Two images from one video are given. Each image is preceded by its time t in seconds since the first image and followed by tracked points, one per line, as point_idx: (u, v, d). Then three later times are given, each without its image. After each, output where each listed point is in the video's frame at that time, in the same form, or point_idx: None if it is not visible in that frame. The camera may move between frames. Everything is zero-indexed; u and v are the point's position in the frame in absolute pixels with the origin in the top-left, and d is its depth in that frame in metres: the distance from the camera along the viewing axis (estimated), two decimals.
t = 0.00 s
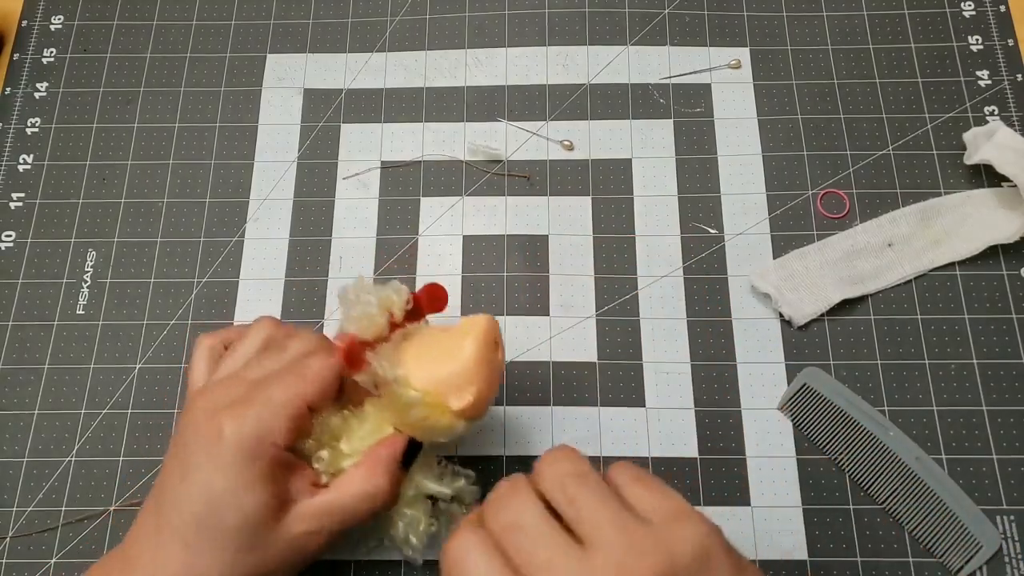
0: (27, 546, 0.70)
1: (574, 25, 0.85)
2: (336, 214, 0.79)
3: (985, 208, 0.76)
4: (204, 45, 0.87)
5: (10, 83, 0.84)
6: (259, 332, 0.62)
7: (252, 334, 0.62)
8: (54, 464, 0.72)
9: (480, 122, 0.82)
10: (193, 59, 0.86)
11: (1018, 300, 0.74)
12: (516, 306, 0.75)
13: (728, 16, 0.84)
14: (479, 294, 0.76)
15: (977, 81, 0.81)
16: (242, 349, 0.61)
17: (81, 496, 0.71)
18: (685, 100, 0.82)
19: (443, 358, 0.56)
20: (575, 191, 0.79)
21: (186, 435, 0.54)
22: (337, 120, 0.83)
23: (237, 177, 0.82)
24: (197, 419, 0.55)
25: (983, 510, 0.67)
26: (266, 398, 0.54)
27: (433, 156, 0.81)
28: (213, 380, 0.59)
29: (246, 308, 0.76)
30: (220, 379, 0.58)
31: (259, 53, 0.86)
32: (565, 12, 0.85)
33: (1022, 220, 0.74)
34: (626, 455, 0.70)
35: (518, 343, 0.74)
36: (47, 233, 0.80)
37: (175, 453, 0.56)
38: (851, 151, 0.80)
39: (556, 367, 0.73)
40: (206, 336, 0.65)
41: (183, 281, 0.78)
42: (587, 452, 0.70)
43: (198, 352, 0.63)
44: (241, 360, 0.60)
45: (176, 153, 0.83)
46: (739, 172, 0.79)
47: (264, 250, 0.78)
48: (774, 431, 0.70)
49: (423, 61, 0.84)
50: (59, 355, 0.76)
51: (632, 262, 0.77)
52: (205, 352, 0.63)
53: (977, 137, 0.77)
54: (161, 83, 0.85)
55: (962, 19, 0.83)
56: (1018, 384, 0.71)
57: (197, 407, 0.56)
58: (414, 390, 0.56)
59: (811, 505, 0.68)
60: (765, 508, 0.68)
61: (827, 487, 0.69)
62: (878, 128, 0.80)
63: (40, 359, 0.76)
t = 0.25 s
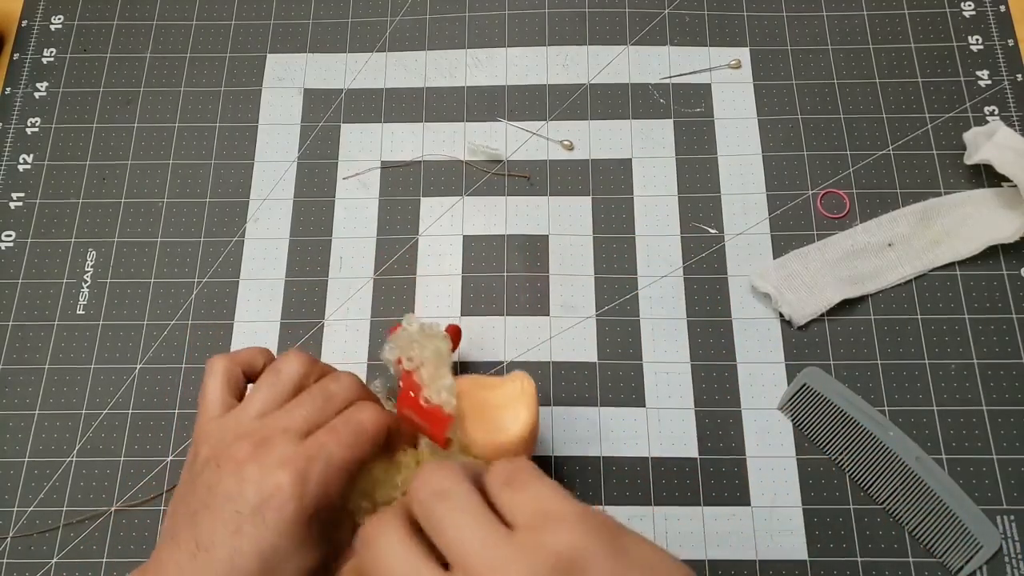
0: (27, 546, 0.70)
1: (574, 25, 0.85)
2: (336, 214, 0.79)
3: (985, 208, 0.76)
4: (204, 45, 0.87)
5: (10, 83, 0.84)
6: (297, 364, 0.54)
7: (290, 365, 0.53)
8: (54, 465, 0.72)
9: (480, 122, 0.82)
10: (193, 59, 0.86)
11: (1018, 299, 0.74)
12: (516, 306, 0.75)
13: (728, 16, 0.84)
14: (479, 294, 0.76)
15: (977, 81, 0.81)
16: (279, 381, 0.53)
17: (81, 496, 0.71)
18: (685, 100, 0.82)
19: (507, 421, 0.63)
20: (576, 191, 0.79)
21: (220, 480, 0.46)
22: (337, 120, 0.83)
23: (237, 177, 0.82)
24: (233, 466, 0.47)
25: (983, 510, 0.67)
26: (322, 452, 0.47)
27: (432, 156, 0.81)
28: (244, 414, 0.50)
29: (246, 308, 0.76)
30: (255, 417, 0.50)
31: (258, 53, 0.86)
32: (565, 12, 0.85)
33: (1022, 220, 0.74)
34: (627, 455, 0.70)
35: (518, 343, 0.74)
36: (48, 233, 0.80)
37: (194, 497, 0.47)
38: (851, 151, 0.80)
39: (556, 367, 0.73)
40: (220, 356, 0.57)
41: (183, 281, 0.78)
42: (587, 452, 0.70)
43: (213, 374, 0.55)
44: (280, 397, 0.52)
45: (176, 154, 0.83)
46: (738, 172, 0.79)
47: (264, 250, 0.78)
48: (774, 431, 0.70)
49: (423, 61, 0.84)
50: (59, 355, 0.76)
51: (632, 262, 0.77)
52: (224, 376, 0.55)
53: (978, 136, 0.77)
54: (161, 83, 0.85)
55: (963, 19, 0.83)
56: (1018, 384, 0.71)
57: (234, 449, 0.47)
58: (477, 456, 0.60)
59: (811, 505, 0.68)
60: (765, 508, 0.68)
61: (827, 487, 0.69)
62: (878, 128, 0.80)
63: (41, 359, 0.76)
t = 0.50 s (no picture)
0: (28, 546, 0.70)
1: (574, 25, 0.85)
2: (336, 214, 0.79)
3: (985, 207, 0.76)
4: (204, 45, 0.87)
5: (10, 83, 0.84)
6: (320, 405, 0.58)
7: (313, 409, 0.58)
8: (54, 465, 0.72)
9: (479, 122, 0.82)
10: (193, 59, 0.86)
11: (1018, 299, 0.74)
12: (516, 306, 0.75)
13: (728, 16, 0.84)
14: (479, 295, 0.76)
15: (977, 81, 0.81)
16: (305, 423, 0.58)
17: (82, 496, 0.71)
18: (685, 100, 0.82)
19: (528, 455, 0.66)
20: (575, 191, 0.79)
21: (243, 517, 0.54)
22: (337, 120, 0.83)
23: (237, 177, 0.82)
24: (259, 508, 0.54)
25: (983, 510, 0.67)
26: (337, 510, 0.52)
27: (432, 156, 0.81)
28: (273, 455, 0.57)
29: (246, 308, 0.76)
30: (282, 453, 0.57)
31: (258, 53, 0.86)
32: (565, 12, 0.85)
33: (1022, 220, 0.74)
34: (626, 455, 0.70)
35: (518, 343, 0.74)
36: (48, 233, 0.80)
37: (223, 523, 0.55)
38: (851, 151, 0.80)
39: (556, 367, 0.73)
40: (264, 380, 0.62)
41: (183, 281, 0.78)
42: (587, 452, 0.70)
43: (255, 398, 0.61)
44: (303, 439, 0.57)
45: (176, 154, 0.83)
46: (738, 172, 0.79)
47: (264, 250, 0.79)
48: (773, 431, 0.71)
49: (423, 61, 0.84)
50: (59, 355, 0.76)
51: (632, 262, 0.77)
52: (264, 401, 0.60)
53: (978, 136, 0.77)
54: (161, 83, 0.85)
55: (963, 19, 0.83)
56: (1018, 384, 0.71)
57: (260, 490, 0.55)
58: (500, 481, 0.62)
59: (811, 506, 0.68)
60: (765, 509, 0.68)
61: (827, 487, 0.69)
62: (878, 128, 0.80)
63: (41, 359, 0.76)
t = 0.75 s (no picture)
0: (27, 547, 0.70)
1: (574, 25, 0.85)
2: (336, 214, 0.79)
3: (985, 207, 0.76)
4: (204, 46, 0.87)
5: (10, 83, 0.84)
6: (335, 425, 0.51)
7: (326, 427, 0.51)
8: (54, 465, 0.72)
9: (479, 122, 0.82)
10: (193, 59, 0.86)
11: (1018, 299, 0.74)
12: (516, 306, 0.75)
13: (728, 16, 0.84)
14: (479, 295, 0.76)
15: (977, 81, 0.81)
16: (317, 443, 0.51)
17: (81, 496, 0.71)
18: (685, 100, 0.82)
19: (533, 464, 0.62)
20: (575, 191, 0.79)
21: (238, 544, 0.47)
22: (337, 120, 0.83)
23: (237, 178, 0.82)
24: (256, 536, 0.47)
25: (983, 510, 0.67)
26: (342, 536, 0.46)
27: (432, 156, 0.81)
28: (275, 473, 0.49)
29: (246, 308, 0.76)
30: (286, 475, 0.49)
31: (258, 53, 0.86)
32: (565, 12, 0.85)
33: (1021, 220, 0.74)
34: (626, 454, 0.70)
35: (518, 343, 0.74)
36: (48, 233, 0.80)
37: (215, 546, 0.48)
38: (851, 151, 0.80)
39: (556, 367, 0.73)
40: (277, 398, 0.55)
41: (183, 281, 0.78)
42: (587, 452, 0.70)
43: (266, 415, 0.53)
44: (314, 461, 0.50)
45: (176, 154, 0.83)
46: (738, 172, 0.79)
47: (264, 250, 0.78)
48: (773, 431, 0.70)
49: (423, 61, 0.84)
50: (59, 355, 0.76)
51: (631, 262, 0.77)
52: (276, 419, 0.53)
53: (978, 136, 0.77)
54: (161, 83, 0.85)
55: (963, 19, 0.83)
56: (1018, 384, 0.71)
57: (256, 513, 0.48)
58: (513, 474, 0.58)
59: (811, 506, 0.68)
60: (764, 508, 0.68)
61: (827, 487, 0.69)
62: (878, 128, 0.80)
63: (41, 359, 0.76)
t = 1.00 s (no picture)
0: (27, 546, 0.70)
1: (574, 25, 0.85)
2: (336, 214, 0.79)
3: (985, 208, 0.76)
4: (204, 46, 0.87)
5: (10, 83, 0.84)
6: (336, 464, 0.48)
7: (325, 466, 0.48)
8: (53, 465, 0.72)
9: (479, 122, 0.82)
10: (193, 59, 0.86)
11: (1018, 299, 0.74)
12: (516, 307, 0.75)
13: (728, 16, 0.84)
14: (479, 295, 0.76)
15: (977, 81, 0.81)
16: (315, 483, 0.48)
17: (81, 496, 0.71)
18: (685, 100, 0.82)
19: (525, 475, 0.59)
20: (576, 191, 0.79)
21: None
22: (337, 120, 0.83)
23: (237, 177, 0.82)
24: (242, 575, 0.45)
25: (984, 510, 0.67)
26: None
27: (432, 156, 0.81)
28: (269, 509, 0.47)
29: (246, 307, 0.76)
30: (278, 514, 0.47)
31: (259, 53, 0.86)
32: (565, 12, 0.85)
33: (1021, 221, 0.74)
34: (626, 455, 0.70)
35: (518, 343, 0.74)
36: (47, 233, 0.80)
37: None
38: (851, 151, 0.79)
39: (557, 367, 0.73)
40: (273, 417, 0.51)
41: (182, 281, 0.78)
42: (587, 452, 0.70)
43: (260, 439, 0.50)
44: (309, 500, 0.47)
45: (176, 154, 0.83)
46: (738, 172, 0.79)
47: (264, 250, 0.78)
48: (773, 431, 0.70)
49: (423, 61, 0.84)
50: (58, 354, 0.76)
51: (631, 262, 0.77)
52: (268, 447, 0.50)
53: (978, 137, 0.77)
54: (161, 83, 0.85)
55: (963, 19, 0.83)
56: (1019, 383, 0.71)
57: (247, 551, 0.46)
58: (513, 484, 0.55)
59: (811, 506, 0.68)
60: (764, 508, 0.68)
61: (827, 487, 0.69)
62: (878, 128, 0.80)
63: (41, 358, 0.76)
